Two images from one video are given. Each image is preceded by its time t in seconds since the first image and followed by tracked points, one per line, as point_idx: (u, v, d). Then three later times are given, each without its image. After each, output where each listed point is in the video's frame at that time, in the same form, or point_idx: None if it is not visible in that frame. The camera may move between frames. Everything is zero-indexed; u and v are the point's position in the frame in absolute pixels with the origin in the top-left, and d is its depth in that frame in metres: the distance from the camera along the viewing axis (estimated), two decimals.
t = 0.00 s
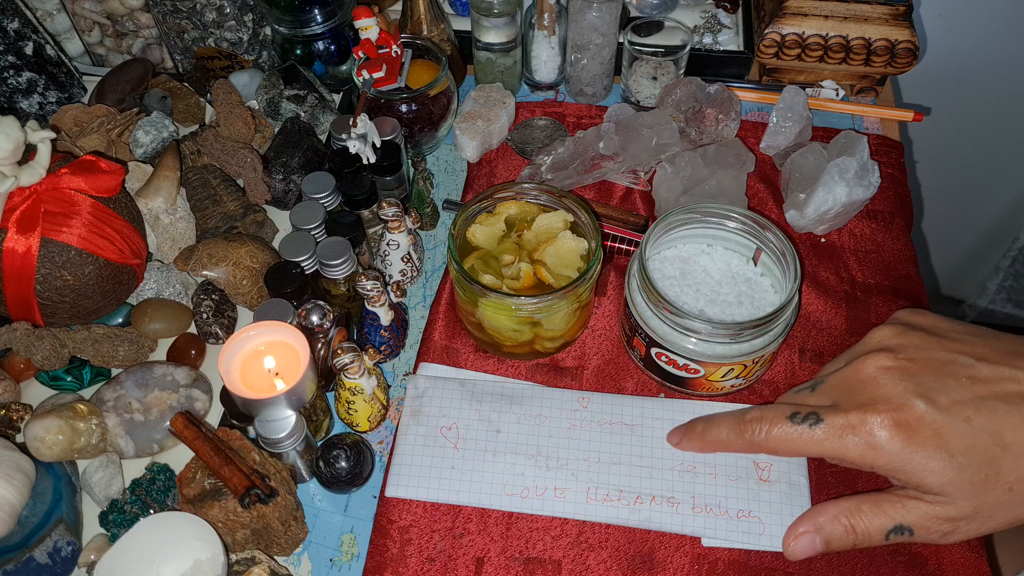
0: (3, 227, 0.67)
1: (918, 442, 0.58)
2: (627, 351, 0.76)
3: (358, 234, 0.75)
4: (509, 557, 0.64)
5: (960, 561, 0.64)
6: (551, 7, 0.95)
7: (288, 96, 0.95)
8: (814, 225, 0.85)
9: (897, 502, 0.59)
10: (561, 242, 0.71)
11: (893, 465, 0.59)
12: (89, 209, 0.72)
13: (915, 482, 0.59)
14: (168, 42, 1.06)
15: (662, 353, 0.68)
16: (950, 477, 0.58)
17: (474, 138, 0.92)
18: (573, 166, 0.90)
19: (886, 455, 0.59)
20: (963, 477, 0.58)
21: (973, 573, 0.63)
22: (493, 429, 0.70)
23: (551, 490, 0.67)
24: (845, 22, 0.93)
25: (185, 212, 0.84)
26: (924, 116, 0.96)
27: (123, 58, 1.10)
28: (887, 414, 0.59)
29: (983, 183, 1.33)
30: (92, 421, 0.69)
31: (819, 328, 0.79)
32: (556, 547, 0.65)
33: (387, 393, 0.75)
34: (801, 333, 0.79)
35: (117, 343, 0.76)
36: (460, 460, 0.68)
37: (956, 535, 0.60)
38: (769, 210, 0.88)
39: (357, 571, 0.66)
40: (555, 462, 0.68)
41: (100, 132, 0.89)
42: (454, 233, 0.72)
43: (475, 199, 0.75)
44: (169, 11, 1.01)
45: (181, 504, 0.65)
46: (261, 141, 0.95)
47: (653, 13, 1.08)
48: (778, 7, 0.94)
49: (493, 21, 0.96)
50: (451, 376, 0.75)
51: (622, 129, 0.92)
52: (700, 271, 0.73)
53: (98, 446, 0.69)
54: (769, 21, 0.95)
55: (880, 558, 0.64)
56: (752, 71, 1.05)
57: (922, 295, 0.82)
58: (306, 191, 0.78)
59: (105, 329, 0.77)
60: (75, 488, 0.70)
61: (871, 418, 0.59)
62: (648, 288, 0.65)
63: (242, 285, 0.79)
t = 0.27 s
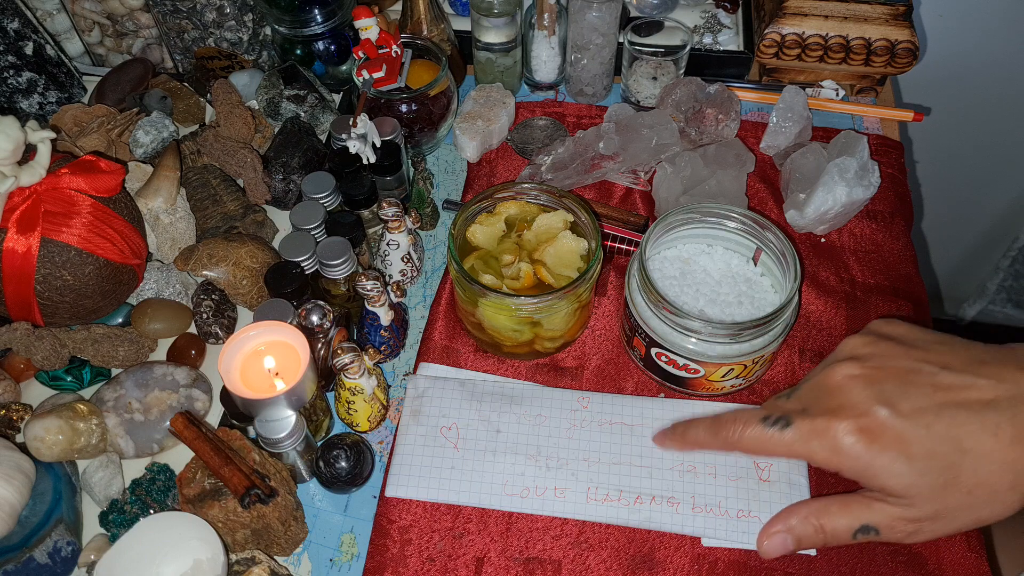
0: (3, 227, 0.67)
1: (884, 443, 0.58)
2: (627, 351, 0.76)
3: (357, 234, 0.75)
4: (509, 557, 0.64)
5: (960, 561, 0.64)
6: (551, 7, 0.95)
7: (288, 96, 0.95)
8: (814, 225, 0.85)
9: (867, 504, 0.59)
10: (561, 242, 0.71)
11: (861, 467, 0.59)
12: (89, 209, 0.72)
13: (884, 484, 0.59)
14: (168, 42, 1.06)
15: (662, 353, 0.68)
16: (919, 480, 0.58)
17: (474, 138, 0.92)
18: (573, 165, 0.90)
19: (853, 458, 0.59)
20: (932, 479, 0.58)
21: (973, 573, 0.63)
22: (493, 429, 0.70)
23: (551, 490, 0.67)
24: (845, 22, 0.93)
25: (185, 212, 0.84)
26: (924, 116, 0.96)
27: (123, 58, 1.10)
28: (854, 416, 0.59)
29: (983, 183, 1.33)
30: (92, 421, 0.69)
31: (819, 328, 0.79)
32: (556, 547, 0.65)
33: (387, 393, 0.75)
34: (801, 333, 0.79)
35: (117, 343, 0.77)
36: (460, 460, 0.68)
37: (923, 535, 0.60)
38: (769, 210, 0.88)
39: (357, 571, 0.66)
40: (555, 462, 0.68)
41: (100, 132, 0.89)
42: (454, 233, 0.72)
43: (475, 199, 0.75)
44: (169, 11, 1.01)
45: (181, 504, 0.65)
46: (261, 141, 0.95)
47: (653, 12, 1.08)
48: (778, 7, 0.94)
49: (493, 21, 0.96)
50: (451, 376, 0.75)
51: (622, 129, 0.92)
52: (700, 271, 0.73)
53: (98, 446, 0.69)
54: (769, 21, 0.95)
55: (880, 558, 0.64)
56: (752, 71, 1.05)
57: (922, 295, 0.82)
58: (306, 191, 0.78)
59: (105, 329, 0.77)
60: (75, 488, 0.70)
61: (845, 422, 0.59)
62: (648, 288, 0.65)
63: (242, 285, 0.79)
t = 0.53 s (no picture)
0: (3, 227, 0.67)
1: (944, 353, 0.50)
2: (627, 351, 0.76)
3: (357, 234, 0.75)
4: (509, 557, 0.64)
5: (960, 561, 0.64)
6: (551, 7, 0.95)
7: (288, 96, 0.95)
8: (814, 225, 0.85)
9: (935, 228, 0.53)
10: (561, 242, 0.71)
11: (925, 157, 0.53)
12: (89, 209, 0.72)
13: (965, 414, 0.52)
14: (168, 42, 1.06)
15: (662, 353, 0.68)
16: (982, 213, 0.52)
17: (474, 138, 0.92)
18: (573, 166, 0.90)
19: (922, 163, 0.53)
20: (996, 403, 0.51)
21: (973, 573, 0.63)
22: (493, 429, 0.70)
23: (551, 490, 0.67)
24: (845, 22, 0.93)
25: (185, 212, 0.84)
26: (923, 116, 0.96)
27: (123, 58, 1.10)
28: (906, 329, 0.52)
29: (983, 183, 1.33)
30: (92, 421, 0.69)
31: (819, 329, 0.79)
32: (556, 547, 0.65)
33: (387, 393, 0.75)
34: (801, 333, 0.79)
35: (117, 343, 0.77)
36: (460, 460, 0.68)
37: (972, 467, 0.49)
38: (769, 210, 0.88)
39: (357, 571, 0.66)
40: (555, 462, 0.68)
41: (100, 132, 0.89)
42: (454, 233, 0.72)
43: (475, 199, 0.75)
44: (170, 11, 1.01)
45: (181, 504, 0.65)
46: (261, 141, 0.95)
47: (653, 13, 1.08)
48: (778, 7, 0.94)
49: (493, 21, 0.96)
50: (451, 376, 0.75)
51: (622, 129, 0.92)
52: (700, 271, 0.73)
53: (98, 446, 0.69)
54: (769, 21, 0.95)
55: (880, 558, 0.64)
56: (752, 71, 1.05)
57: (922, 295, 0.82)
58: (306, 191, 0.78)
59: (105, 329, 0.77)
60: (75, 488, 0.70)
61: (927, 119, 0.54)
62: (648, 288, 0.65)
63: (242, 285, 0.79)
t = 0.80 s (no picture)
0: (3, 227, 0.67)
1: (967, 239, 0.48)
2: (627, 351, 0.76)
3: (357, 234, 0.75)
4: (509, 557, 0.64)
5: (960, 561, 0.64)
6: (551, 7, 0.95)
7: (288, 96, 0.95)
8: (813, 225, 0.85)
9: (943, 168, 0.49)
10: (561, 242, 0.71)
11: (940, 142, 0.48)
12: (89, 209, 0.72)
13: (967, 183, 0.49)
14: (168, 42, 1.06)
15: (662, 353, 0.68)
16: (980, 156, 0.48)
17: (474, 138, 0.92)
18: (573, 166, 0.90)
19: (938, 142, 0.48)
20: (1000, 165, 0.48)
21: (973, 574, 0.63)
22: (493, 429, 0.70)
23: (551, 490, 0.67)
24: (845, 23, 0.93)
25: (185, 212, 0.84)
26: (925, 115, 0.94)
27: (123, 58, 1.10)
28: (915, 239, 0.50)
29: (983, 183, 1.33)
30: (92, 421, 0.69)
31: (819, 329, 0.79)
32: (556, 547, 0.65)
33: (387, 393, 0.75)
34: (801, 333, 0.79)
35: (117, 343, 0.77)
36: (460, 460, 0.68)
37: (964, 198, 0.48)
38: (769, 210, 0.88)
39: (357, 571, 0.66)
40: (555, 462, 0.68)
41: (100, 132, 0.89)
42: (454, 233, 0.72)
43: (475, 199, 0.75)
44: (169, 11, 1.01)
45: (181, 504, 0.65)
46: (261, 141, 0.95)
47: (653, 13, 1.08)
48: (778, 7, 0.94)
49: (493, 21, 0.96)
50: (451, 376, 0.75)
51: (622, 129, 0.92)
52: (700, 271, 0.73)
53: (98, 446, 0.69)
54: (769, 21, 0.95)
55: (880, 558, 0.64)
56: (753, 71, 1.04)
57: (922, 295, 0.82)
58: (306, 191, 0.78)
59: (105, 329, 0.77)
60: (75, 488, 0.70)
61: (925, 99, 0.49)
62: (648, 289, 0.65)
63: (242, 286, 0.79)
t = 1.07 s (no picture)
0: (3, 227, 0.67)
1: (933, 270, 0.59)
2: (627, 351, 0.76)
3: (357, 234, 0.75)
4: (509, 557, 0.64)
5: (960, 561, 0.64)
6: (551, 7, 0.95)
7: (288, 96, 0.95)
8: (813, 225, 0.85)
9: (894, 205, 0.60)
10: (561, 242, 0.71)
11: (881, 180, 0.60)
12: (89, 209, 0.72)
13: (916, 216, 0.60)
14: (168, 42, 1.06)
15: (662, 353, 0.68)
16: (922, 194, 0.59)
17: (474, 138, 0.92)
18: (573, 166, 0.90)
19: (880, 182, 0.60)
20: (941, 197, 0.59)
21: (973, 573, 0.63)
22: (493, 429, 0.70)
23: (551, 490, 0.67)
24: (845, 23, 0.93)
25: (185, 212, 0.84)
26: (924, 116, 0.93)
27: (123, 58, 1.10)
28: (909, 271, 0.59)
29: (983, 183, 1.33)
30: (92, 421, 0.69)
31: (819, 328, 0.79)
32: (556, 547, 0.65)
33: (387, 393, 0.75)
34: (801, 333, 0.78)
35: (117, 343, 0.77)
36: (460, 460, 0.68)
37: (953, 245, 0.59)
38: (769, 210, 0.88)
39: (357, 571, 0.66)
40: (555, 462, 0.68)
41: (100, 132, 0.89)
42: (454, 233, 0.72)
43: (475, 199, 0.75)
44: (170, 11, 1.01)
45: (181, 504, 0.65)
46: (261, 141, 0.95)
47: (653, 12, 1.09)
48: (778, 7, 0.94)
49: (493, 21, 0.96)
50: (451, 376, 0.75)
51: (621, 129, 0.92)
52: (700, 271, 0.73)
53: (98, 446, 0.69)
54: (769, 21, 0.95)
55: (880, 558, 0.64)
56: (753, 71, 1.05)
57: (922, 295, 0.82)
58: (306, 191, 0.78)
59: (105, 329, 0.77)
60: (75, 488, 0.70)
61: (863, 145, 0.61)
62: (648, 288, 0.65)
63: (242, 286, 0.79)
